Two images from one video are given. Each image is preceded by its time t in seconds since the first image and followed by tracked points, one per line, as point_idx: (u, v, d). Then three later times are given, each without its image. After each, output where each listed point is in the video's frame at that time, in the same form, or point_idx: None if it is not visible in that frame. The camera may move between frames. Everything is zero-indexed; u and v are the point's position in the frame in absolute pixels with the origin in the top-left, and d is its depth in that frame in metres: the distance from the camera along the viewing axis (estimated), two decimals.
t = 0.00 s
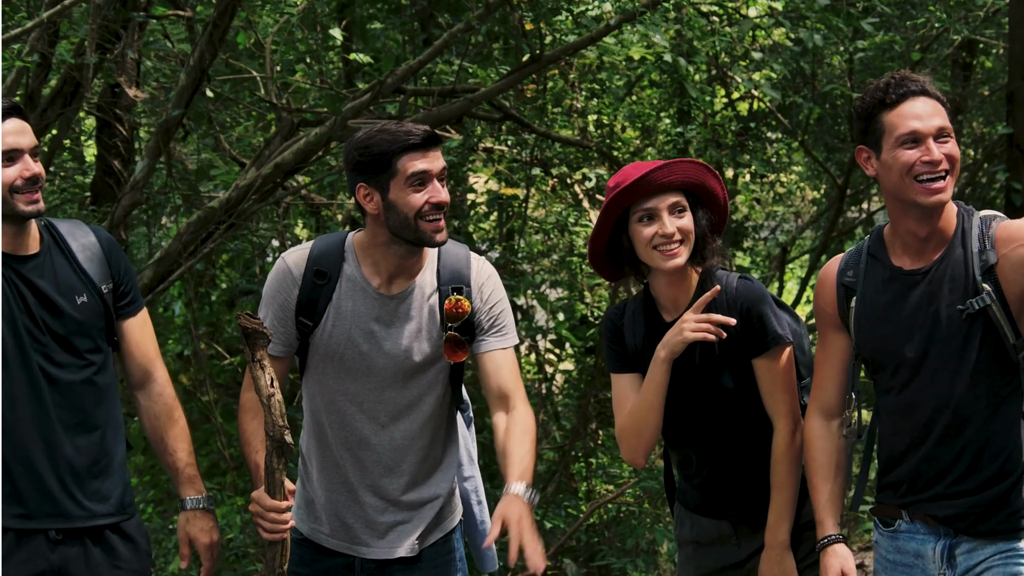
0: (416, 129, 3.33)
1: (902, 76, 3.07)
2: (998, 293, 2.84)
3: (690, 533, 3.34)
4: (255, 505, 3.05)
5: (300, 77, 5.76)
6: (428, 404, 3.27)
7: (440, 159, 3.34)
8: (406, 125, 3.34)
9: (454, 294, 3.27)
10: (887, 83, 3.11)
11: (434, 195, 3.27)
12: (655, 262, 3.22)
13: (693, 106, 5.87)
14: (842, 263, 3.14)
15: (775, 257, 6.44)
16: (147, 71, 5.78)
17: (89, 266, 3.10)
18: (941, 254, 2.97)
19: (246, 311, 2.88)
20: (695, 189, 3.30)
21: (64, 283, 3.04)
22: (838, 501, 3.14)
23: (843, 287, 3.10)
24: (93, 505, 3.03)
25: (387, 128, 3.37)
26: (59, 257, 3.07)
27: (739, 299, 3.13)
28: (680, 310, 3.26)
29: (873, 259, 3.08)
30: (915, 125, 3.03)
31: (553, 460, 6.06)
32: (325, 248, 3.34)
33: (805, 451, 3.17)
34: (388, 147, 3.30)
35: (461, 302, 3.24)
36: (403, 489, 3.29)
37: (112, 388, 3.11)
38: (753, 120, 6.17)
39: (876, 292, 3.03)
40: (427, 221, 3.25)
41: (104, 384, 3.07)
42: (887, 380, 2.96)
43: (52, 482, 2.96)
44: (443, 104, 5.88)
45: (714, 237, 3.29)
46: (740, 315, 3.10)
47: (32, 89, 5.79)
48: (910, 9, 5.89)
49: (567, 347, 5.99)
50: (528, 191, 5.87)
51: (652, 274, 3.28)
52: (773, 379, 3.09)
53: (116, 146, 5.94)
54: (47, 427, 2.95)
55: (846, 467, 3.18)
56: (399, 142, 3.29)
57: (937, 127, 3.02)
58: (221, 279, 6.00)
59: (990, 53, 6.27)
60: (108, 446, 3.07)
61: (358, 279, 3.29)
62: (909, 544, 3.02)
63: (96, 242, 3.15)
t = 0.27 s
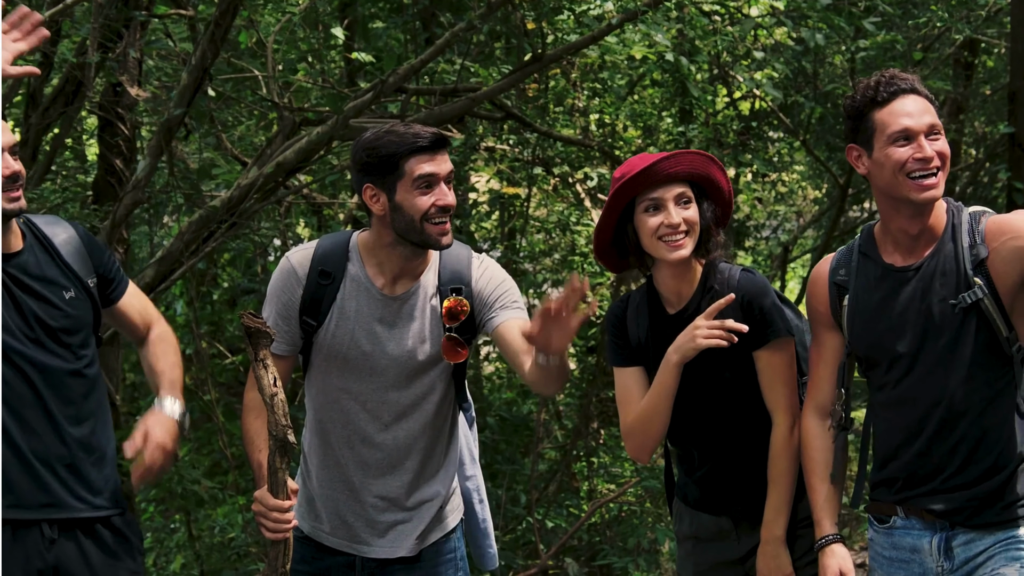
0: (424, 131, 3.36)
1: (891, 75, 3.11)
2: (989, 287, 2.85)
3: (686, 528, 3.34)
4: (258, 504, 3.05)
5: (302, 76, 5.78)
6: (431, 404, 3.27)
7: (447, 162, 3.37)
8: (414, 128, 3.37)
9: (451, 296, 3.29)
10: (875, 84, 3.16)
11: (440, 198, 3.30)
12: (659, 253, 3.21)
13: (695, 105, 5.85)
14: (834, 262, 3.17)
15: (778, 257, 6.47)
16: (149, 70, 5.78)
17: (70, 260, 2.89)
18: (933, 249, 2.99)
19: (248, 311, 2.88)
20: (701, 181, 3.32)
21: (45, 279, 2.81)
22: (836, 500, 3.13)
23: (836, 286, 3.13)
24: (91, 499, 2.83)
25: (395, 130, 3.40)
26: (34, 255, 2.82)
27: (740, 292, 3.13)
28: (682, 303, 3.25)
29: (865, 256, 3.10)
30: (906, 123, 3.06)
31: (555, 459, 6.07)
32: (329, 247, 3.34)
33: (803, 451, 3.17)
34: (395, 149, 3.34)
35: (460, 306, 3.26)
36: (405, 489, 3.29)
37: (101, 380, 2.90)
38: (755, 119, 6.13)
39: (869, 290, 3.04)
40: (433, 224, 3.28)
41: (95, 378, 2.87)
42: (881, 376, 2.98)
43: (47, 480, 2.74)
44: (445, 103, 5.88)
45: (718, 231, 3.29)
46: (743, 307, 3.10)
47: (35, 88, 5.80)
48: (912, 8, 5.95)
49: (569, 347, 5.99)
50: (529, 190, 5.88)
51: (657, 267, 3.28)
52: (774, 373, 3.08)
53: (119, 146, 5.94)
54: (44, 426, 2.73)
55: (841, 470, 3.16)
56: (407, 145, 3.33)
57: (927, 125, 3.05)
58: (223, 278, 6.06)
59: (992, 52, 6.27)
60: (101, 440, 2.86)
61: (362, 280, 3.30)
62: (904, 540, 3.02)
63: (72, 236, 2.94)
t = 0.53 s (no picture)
0: (435, 134, 3.35)
1: (890, 73, 3.11)
2: (986, 284, 2.87)
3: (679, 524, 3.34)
4: (256, 504, 3.05)
5: (302, 76, 5.79)
6: (435, 402, 3.27)
7: (457, 166, 3.35)
8: (423, 130, 3.36)
9: (450, 296, 3.29)
10: (875, 82, 3.15)
11: (449, 201, 3.29)
12: (662, 240, 3.26)
13: (696, 105, 5.83)
14: (828, 260, 3.16)
15: (779, 257, 6.44)
16: (150, 69, 5.77)
17: (49, 253, 2.81)
18: (928, 245, 3.00)
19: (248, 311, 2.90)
20: (706, 172, 3.36)
21: (31, 272, 2.75)
22: (840, 503, 3.13)
23: (830, 283, 3.12)
24: (81, 495, 2.76)
25: (405, 131, 3.39)
26: (18, 252, 2.76)
27: (738, 283, 3.16)
28: (681, 294, 3.26)
29: (860, 255, 3.11)
30: (904, 120, 3.07)
31: (556, 459, 6.07)
32: (333, 247, 3.37)
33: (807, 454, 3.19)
34: (404, 151, 3.33)
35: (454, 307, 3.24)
36: (409, 488, 3.28)
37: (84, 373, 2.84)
38: (756, 119, 6.11)
39: (864, 288, 3.05)
40: (440, 226, 3.28)
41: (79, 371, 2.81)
42: (876, 374, 2.98)
43: (42, 475, 2.69)
44: (446, 103, 5.89)
45: (722, 223, 3.32)
46: (742, 297, 3.14)
47: (36, 88, 5.80)
48: (913, 8, 5.90)
49: (570, 346, 5.99)
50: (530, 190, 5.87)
51: (659, 257, 3.30)
52: (772, 367, 3.10)
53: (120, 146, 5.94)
54: (37, 420, 2.67)
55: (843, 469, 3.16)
56: (416, 147, 3.32)
57: (926, 123, 3.06)
58: (224, 278, 6.03)
59: (993, 52, 6.27)
60: (87, 432, 2.80)
61: (366, 280, 3.32)
62: (900, 539, 3.01)
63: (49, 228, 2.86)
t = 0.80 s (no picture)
0: (444, 139, 3.35)
1: (889, 78, 3.10)
2: (986, 290, 2.86)
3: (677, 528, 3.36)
4: (254, 509, 3.04)
5: (303, 83, 5.84)
6: (438, 404, 3.27)
7: (467, 171, 3.35)
8: (434, 135, 3.35)
9: (451, 301, 3.28)
10: (874, 87, 3.14)
11: (458, 207, 3.28)
12: (662, 240, 3.27)
13: (697, 112, 5.82)
14: (827, 267, 3.16)
15: (779, 262, 6.41)
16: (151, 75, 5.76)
17: (26, 252, 2.69)
18: (926, 252, 3.00)
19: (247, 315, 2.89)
20: (705, 173, 3.38)
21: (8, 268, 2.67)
22: (844, 515, 3.15)
23: (829, 290, 3.12)
24: (75, 489, 2.74)
25: (415, 136, 3.38)
26: None
27: (731, 283, 3.17)
28: (679, 295, 3.26)
29: (859, 262, 3.11)
30: (905, 125, 3.06)
31: (557, 465, 6.07)
32: (337, 254, 3.37)
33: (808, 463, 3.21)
34: (414, 154, 3.31)
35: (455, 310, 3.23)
36: (412, 489, 3.27)
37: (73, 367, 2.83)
38: (756, 125, 6.16)
39: (864, 295, 3.05)
40: (448, 232, 3.27)
41: (67, 364, 2.80)
42: (876, 381, 2.98)
43: (43, 470, 2.68)
44: (447, 109, 5.89)
45: (722, 224, 3.35)
46: (734, 296, 3.15)
47: (37, 93, 5.80)
48: (913, 15, 5.97)
49: (571, 352, 5.99)
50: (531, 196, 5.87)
51: (657, 258, 3.32)
52: (763, 367, 3.09)
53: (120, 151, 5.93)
54: (34, 414, 2.65)
55: (846, 480, 3.18)
56: (426, 152, 3.30)
57: (927, 128, 3.05)
58: (225, 284, 6.11)
59: (993, 58, 6.28)
60: (80, 427, 2.79)
61: (369, 286, 3.32)
62: (900, 547, 3.00)
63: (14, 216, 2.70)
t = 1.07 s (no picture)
0: (450, 143, 3.36)
1: (891, 83, 3.09)
2: (988, 298, 2.86)
3: (678, 532, 3.40)
4: (253, 515, 3.04)
5: (305, 88, 5.80)
6: (441, 410, 3.27)
7: (473, 176, 3.36)
8: (440, 139, 3.36)
9: (455, 307, 3.29)
10: (876, 92, 3.13)
11: (464, 210, 3.29)
12: (658, 249, 3.27)
13: (697, 117, 5.86)
14: (827, 273, 3.16)
15: (779, 268, 6.43)
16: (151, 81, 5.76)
17: (3, 258, 2.72)
18: (927, 260, 2.99)
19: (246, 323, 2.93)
20: (700, 179, 3.39)
21: None
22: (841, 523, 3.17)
23: (830, 296, 3.12)
24: (66, 491, 2.77)
25: (421, 141, 3.40)
26: None
27: (723, 287, 3.21)
28: (673, 298, 3.29)
29: (859, 268, 3.10)
30: (907, 130, 3.04)
31: (557, 471, 6.06)
32: (339, 261, 3.38)
33: (807, 469, 3.21)
34: (421, 158, 3.33)
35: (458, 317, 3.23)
36: (415, 496, 3.26)
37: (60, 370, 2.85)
38: (756, 130, 6.07)
39: (864, 302, 3.04)
40: (454, 235, 3.28)
41: (53, 366, 2.82)
42: (876, 387, 2.98)
43: (35, 472, 2.71)
44: (447, 115, 5.89)
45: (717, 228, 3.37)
46: (725, 301, 3.19)
47: (38, 99, 5.80)
48: (914, 21, 6.03)
49: (571, 358, 5.98)
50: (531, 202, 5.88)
51: (653, 262, 3.33)
52: (755, 368, 3.12)
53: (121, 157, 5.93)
54: (23, 417, 2.68)
55: (844, 483, 3.20)
56: (431, 155, 3.31)
57: (929, 133, 3.03)
58: (225, 289, 6.04)
59: (994, 64, 6.28)
60: (69, 429, 2.81)
61: (372, 292, 3.31)
62: (901, 553, 2.99)
63: None
